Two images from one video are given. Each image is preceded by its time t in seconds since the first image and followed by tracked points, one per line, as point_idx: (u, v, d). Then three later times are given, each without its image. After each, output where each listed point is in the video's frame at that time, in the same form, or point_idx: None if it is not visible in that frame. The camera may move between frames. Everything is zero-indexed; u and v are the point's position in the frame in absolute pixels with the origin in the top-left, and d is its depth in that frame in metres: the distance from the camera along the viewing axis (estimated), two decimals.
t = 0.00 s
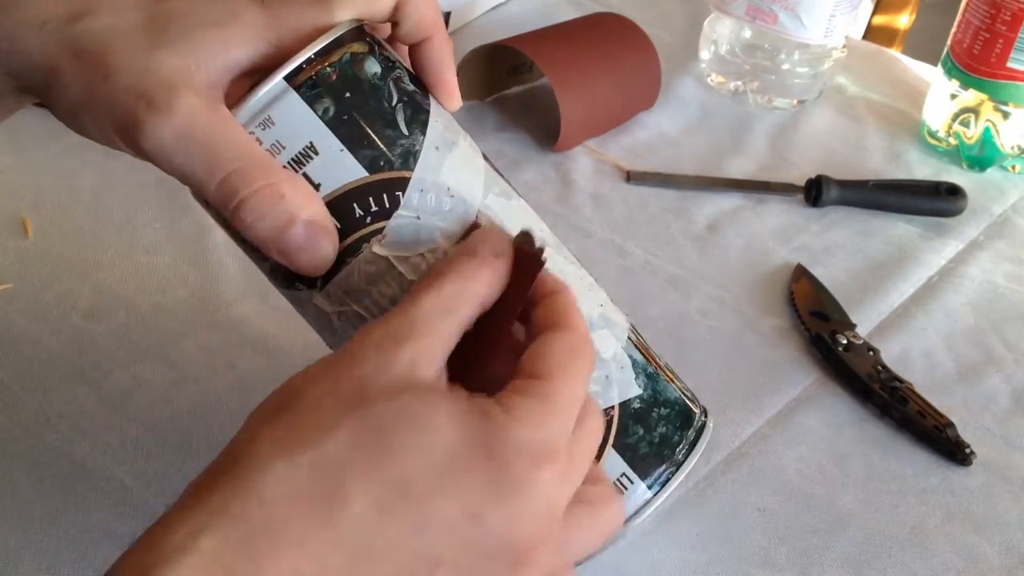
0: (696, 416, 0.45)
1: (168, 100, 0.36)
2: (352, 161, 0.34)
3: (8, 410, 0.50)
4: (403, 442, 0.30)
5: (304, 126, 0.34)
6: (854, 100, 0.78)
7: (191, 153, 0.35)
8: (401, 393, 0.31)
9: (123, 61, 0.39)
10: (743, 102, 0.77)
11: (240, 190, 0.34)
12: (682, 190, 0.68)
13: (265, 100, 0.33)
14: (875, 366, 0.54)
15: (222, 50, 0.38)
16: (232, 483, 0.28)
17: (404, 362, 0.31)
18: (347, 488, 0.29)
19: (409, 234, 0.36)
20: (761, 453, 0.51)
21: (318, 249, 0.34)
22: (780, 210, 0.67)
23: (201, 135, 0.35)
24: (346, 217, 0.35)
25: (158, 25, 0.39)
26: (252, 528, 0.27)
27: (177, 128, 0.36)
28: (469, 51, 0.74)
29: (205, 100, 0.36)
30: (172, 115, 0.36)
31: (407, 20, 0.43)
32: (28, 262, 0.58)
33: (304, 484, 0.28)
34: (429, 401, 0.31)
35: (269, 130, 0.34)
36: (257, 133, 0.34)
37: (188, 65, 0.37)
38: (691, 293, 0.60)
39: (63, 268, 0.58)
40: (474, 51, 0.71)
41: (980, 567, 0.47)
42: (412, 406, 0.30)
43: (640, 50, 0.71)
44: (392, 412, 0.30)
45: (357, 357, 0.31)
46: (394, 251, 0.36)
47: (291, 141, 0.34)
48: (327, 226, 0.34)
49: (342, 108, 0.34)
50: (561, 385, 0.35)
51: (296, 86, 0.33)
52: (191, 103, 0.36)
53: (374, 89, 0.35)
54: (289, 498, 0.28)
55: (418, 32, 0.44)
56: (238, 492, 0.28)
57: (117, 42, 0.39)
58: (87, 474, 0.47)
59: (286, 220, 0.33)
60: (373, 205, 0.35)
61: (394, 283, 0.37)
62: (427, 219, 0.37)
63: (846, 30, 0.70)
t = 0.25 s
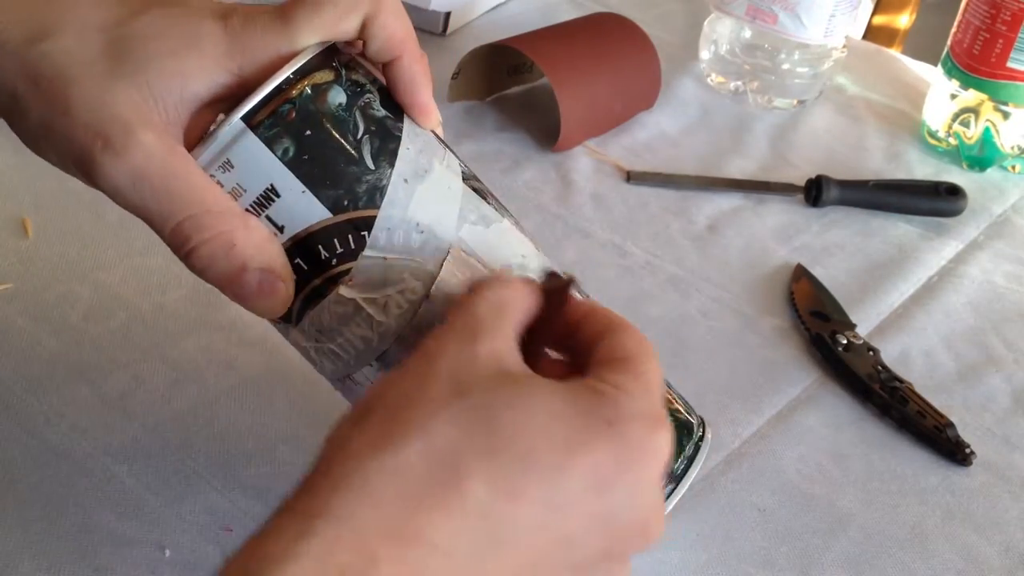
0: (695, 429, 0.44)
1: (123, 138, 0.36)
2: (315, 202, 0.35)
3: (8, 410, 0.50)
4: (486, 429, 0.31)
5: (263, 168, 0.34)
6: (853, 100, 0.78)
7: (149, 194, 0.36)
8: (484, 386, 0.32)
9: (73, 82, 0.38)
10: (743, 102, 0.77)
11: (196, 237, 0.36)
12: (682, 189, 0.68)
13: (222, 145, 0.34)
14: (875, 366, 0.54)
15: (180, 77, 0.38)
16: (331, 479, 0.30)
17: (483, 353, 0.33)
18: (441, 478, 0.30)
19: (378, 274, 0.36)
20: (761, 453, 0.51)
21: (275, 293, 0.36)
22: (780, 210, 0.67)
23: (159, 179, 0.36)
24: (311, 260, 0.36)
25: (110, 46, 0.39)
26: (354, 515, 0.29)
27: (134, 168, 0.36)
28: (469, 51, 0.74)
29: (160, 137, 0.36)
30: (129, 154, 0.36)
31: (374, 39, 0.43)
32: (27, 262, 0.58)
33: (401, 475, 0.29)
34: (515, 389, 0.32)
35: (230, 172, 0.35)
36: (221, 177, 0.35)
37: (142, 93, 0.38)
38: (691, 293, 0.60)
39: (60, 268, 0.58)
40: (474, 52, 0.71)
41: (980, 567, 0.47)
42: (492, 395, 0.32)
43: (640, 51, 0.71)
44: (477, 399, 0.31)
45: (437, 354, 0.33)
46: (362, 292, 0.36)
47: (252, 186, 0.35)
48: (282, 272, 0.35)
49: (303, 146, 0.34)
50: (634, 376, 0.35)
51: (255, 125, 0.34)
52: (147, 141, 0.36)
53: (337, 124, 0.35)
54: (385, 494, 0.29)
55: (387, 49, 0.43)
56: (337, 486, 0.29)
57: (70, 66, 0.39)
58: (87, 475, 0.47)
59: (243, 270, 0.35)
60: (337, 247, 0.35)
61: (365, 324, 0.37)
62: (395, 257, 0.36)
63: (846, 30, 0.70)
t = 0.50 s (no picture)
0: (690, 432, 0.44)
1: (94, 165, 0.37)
2: (291, 230, 0.35)
3: (8, 410, 0.50)
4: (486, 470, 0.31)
5: (237, 199, 0.34)
6: (853, 100, 0.78)
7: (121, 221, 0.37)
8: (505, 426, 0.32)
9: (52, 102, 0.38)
10: (743, 102, 0.77)
11: (169, 263, 0.37)
12: (682, 189, 0.68)
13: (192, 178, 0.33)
14: (875, 366, 0.54)
15: (149, 101, 0.37)
16: (311, 458, 0.30)
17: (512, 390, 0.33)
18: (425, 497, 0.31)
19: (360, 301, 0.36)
20: (761, 453, 0.51)
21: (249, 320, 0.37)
22: (780, 210, 0.67)
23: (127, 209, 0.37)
24: (291, 287, 0.36)
25: (80, 68, 0.38)
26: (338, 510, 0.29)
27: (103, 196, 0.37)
28: (469, 51, 0.74)
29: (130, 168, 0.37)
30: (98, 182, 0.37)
31: (346, 55, 0.42)
32: (27, 262, 0.58)
33: (380, 473, 0.30)
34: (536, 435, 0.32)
35: (204, 203, 0.34)
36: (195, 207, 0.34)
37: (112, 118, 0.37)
38: (691, 293, 0.60)
39: (60, 267, 0.58)
40: (474, 52, 0.71)
41: (980, 567, 0.47)
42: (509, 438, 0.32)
43: (640, 51, 0.71)
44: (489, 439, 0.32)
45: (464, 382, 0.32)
46: (344, 317, 0.36)
47: (225, 216, 0.34)
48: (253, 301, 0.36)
49: (276, 173, 0.34)
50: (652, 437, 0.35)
51: (227, 154, 0.33)
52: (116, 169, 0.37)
53: (309, 147, 0.34)
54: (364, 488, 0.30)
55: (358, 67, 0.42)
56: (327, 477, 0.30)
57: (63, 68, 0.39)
58: (87, 475, 0.47)
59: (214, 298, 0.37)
60: (317, 273, 0.35)
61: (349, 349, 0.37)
62: (376, 282, 0.36)
63: (846, 30, 0.70)
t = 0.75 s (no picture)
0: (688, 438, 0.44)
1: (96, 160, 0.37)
2: (302, 229, 0.34)
3: (7, 410, 0.50)
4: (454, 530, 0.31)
5: (247, 198, 0.33)
6: (854, 100, 0.78)
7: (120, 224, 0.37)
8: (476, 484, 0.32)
9: (55, 103, 0.38)
10: (743, 102, 0.77)
11: (171, 268, 0.36)
12: (682, 189, 0.68)
13: (203, 178, 0.33)
14: (875, 366, 0.54)
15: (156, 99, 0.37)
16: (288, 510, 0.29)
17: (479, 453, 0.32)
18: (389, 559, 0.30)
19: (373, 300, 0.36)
20: (761, 454, 0.51)
21: (256, 320, 0.35)
22: (780, 210, 0.67)
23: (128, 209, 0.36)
24: (302, 288, 0.35)
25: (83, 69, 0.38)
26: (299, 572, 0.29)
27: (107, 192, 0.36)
28: (469, 51, 0.74)
29: (136, 168, 0.36)
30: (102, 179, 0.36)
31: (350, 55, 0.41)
32: (27, 262, 0.58)
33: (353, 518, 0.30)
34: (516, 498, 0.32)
35: (213, 204, 0.34)
36: (203, 209, 0.34)
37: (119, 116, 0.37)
38: (691, 293, 0.60)
39: (60, 267, 0.58)
40: (474, 52, 0.71)
41: (980, 567, 0.47)
42: (480, 495, 0.31)
43: (640, 50, 0.71)
44: (461, 497, 0.31)
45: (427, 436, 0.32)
46: (355, 318, 0.36)
47: (235, 216, 0.34)
48: (261, 301, 0.35)
49: (286, 174, 0.34)
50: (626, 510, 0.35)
51: (236, 154, 0.33)
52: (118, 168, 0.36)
53: (318, 150, 0.34)
54: (333, 545, 0.29)
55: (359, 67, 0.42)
56: (299, 522, 0.29)
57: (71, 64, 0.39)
58: (87, 475, 0.47)
59: (218, 301, 0.35)
60: (328, 274, 0.35)
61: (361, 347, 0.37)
62: (388, 283, 0.36)
63: (846, 30, 0.70)
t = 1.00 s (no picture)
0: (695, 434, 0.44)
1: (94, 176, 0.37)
2: (300, 240, 0.34)
3: (8, 409, 0.50)
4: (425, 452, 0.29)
5: (245, 211, 0.34)
6: (854, 100, 0.78)
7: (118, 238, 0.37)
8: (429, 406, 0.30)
9: (53, 118, 0.38)
10: (743, 102, 0.77)
11: (174, 284, 0.37)
12: (682, 189, 0.68)
13: (202, 194, 0.33)
14: (875, 366, 0.54)
15: (153, 116, 0.38)
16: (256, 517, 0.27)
17: (424, 381, 0.31)
18: (374, 503, 0.28)
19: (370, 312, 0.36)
20: (761, 454, 0.51)
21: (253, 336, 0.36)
22: (780, 210, 0.67)
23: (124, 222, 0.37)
24: (302, 300, 0.36)
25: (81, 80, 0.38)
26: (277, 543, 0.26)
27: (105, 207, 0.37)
28: (469, 51, 0.74)
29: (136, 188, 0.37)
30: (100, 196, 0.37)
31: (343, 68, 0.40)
32: (27, 262, 0.58)
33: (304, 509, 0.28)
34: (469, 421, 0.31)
35: (211, 218, 0.34)
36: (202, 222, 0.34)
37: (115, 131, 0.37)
38: (691, 293, 0.60)
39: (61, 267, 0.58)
40: (474, 52, 0.71)
41: (980, 567, 0.47)
42: (438, 423, 0.30)
43: (641, 51, 0.71)
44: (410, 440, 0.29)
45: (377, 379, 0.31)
46: (357, 328, 0.37)
47: (234, 230, 0.34)
48: (257, 313, 0.36)
49: (285, 186, 0.34)
50: (594, 400, 0.34)
51: (234, 168, 0.33)
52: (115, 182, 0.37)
53: (318, 162, 0.34)
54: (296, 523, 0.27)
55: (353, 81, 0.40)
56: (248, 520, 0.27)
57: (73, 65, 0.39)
58: (87, 475, 0.47)
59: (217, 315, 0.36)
60: (329, 284, 0.35)
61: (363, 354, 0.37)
62: (388, 292, 0.36)
63: (846, 30, 0.70)
